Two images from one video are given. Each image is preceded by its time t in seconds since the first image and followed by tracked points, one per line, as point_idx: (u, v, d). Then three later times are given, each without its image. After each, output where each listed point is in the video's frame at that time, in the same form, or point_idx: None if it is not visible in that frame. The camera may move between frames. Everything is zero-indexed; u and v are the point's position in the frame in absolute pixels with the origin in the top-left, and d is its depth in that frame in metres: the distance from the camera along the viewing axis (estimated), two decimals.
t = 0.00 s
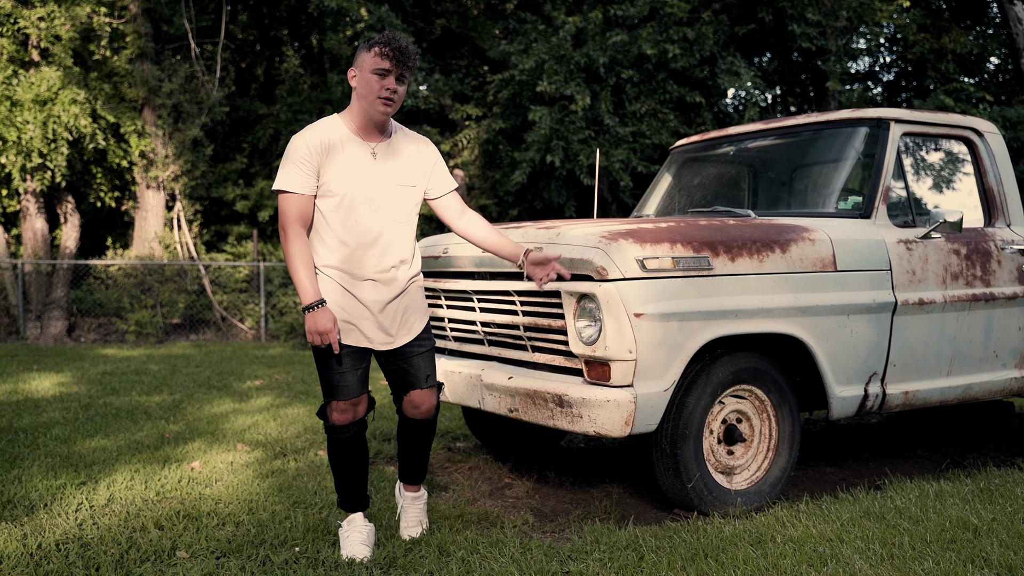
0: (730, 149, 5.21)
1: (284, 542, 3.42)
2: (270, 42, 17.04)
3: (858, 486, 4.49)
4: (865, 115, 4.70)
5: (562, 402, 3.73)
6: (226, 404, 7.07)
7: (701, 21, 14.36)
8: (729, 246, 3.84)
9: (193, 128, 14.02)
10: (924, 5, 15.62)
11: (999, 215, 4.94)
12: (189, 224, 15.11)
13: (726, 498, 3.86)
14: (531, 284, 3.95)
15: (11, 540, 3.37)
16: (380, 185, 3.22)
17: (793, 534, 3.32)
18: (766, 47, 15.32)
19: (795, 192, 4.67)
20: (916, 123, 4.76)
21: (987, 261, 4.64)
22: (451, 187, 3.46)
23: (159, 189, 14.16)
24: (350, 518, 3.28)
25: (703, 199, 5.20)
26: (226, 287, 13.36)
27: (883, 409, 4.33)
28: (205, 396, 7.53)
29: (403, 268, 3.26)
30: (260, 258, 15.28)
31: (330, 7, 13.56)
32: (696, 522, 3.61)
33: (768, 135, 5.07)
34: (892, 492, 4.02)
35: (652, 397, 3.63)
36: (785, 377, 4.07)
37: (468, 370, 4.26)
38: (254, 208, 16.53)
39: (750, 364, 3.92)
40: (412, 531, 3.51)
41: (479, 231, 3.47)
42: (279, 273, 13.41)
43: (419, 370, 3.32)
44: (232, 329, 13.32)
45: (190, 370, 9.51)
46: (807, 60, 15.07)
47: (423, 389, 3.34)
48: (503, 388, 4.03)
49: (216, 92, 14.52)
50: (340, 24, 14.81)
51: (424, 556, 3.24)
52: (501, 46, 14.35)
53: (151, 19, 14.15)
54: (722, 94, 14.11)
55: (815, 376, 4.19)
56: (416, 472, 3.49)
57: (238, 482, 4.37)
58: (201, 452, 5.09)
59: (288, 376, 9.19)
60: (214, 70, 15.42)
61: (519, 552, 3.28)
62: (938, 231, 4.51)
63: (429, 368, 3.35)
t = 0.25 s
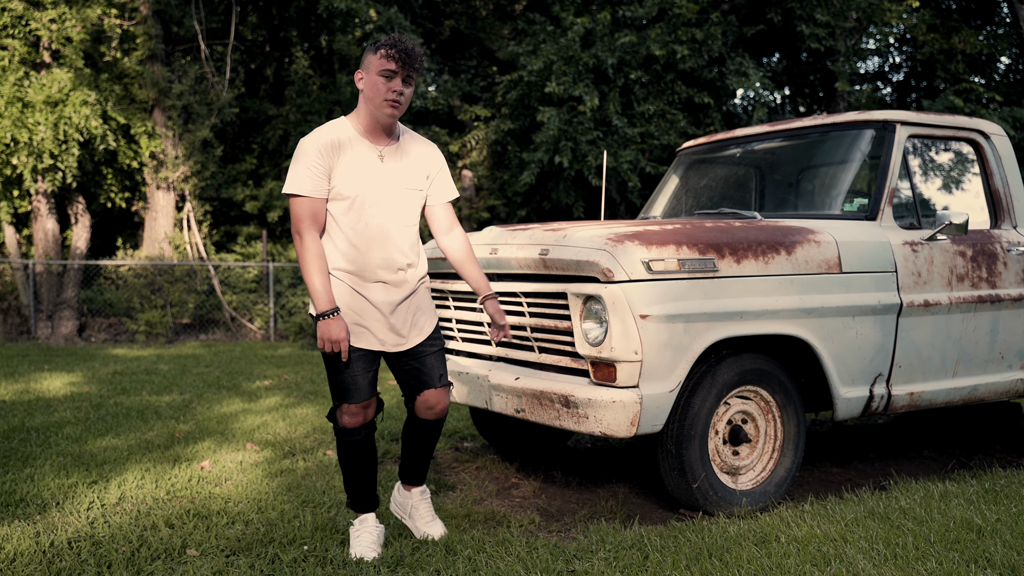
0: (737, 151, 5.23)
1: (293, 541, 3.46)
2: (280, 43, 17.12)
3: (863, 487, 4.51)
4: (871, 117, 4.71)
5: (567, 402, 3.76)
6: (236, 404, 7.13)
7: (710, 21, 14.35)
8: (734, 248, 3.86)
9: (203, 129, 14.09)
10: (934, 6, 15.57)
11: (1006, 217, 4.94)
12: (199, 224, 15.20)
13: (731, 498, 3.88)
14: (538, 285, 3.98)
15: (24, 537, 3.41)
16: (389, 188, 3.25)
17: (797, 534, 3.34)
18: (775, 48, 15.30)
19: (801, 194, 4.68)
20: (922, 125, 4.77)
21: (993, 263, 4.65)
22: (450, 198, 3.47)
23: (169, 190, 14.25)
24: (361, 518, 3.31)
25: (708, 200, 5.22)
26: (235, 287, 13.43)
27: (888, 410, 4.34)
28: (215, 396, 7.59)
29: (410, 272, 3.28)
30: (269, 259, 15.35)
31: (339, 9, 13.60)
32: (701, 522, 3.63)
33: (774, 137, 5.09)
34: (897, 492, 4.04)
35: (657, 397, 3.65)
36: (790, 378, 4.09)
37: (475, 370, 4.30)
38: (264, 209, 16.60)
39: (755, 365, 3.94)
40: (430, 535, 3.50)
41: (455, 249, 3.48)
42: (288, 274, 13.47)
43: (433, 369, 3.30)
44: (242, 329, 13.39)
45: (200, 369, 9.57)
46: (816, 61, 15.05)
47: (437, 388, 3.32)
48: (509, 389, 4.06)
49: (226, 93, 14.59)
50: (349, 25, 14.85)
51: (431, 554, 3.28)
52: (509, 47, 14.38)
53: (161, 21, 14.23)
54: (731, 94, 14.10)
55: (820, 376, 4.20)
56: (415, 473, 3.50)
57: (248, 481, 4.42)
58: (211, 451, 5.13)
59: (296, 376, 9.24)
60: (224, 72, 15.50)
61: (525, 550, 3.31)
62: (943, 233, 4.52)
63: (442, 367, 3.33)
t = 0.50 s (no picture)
0: (741, 154, 5.26)
1: (300, 540, 3.50)
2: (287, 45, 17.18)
3: (866, 487, 4.53)
4: (875, 120, 4.73)
5: (572, 403, 3.79)
6: (243, 404, 7.18)
7: (716, 23, 14.36)
8: (738, 251, 3.89)
9: (211, 130, 14.16)
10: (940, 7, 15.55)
11: (1009, 219, 4.96)
12: (206, 225, 15.27)
13: (735, 498, 3.91)
14: (544, 287, 4.01)
15: (36, 535, 3.46)
16: (403, 191, 3.25)
17: (800, 534, 3.37)
18: (781, 49, 15.29)
19: (805, 196, 4.70)
20: (926, 128, 4.79)
21: (996, 265, 4.67)
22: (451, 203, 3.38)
23: (176, 191, 14.32)
24: (369, 517, 3.37)
25: (713, 203, 5.24)
26: (242, 287, 13.50)
27: (891, 411, 4.36)
28: (222, 396, 7.63)
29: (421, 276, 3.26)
30: (275, 260, 15.41)
31: (346, 11, 13.65)
32: (704, 523, 3.66)
33: (778, 139, 5.11)
34: (900, 493, 4.06)
35: (661, 398, 3.68)
36: (794, 380, 4.12)
37: (481, 371, 4.33)
38: (270, 210, 16.68)
39: (759, 366, 3.96)
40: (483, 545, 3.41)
41: (436, 247, 3.29)
42: (294, 274, 13.53)
43: (446, 366, 3.30)
44: (248, 329, 13.45)
45: (207, 370, 9.63)
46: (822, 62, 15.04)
47: (451, 385, 3.32)
48: (515, 390, 4.09)
49: (234, 94, 14.66)
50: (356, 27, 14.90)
51: (437, 553, 3.32)
52: (515, 48, 14.41)
53: (169, 22, 14.31)
54: (737, 96, 14.10)
55: (823, 378, 4.23)
56: (445, 487, 3.45)
57: (255, 480, 4.46)
58: (219, 451, 5.18)
59: (303, 376, 9.29)
60: (231, 73, 15.56)
61: (530, 549, 3.35)
62: (946, 235, 4.54)
63: (454, 364, 3.34)
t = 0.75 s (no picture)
0: (743, 156, 5.29)
1: (306, 539, 3.54)
2: (291, 46, 17.22)
3: (866, 487, 4.57)
4: (876, 123, 4.76)
5: (575, 404, 3.82)
6: (247, 405, 7.22)
7: (719, 24, 14.38)
8: (739, 253, 3.92)
9: (215, 132, 14.22)
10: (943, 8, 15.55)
11: (1009, 222, 4.99)
12: (210, 226, 15.32)
13: (736, 498, 3.94)
14: (547, 289, 4.05)
15: (46, 534, 3.50)
16: (422, 197, 3.28)
17: (801, 534, 3.41)
18: (784, 50, 15.30)
19: (807, 198, 4.74)
20: (926, 131, 4.82)
21: (996, 267, 4.70)
22: (467, 210, 3.38)
23: (180, 192, 14.37)
24: (374, 517, 3.40)
25: (714, 204, 5.27)
26: (246, 288, 13.55)
27: (891, 411, 4.40)
28: (226, 396, 7.67)
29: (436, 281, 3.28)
30: (279, 261, 15.45)
31: (350, 12, 13.69)
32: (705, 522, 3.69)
33: (780, 142, 5.15)
34: (900, 493, 4.10)
35: (663, 399, 3.72)
36: (794, 381, 4.15)
37: (485, 372, 4.37)
38: (274, 211, 16.73)
39: (759, 367, 4.00)
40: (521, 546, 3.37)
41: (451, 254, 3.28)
42: (298, 275, 13.58)
43: (456, 370, 3.34)
44: (251, 330, 13.49)
45: (211, 370, 9.67)
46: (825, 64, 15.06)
47: (462, 387, 3.35)
48: (518, 390, 4.13)
49: (238, 95, 14.70)
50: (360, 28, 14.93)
51: (440, 553, 3.36)
52: (518, 50, 14.44)
53: (174, 24, 14.35)
54: (740, 97, 14.11)
55: (824, 379, 4.26)
56: (470, 496, 3.40)
57: (261, 480, 4.50)
58: (224, 451, 5.22)
59: (306, 377, 9.33)
60: (235, 75, 15.60)
61: (534, 548, 3.39)
62: (947, 237, 4.57)
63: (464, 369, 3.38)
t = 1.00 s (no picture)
0: (742, 158, 5.33)
1: (308, 538, 3.58)
2: (292, 48, 17.25)
3: (863, 487, 4.61)
4: (873, 126, 4.81)
5: (575, 404, 3.86)
6: (249, 405, 7.26)
7: (719, 25, 14.41)
8: (738, 255, 3.96)
9: (216, 133, 14.26)
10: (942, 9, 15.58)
11: (1005, 224, 5.03)
12: (211, 227, 15.36)
13: (734, 498, 3.98)
14: (547, 291, 4.10)
15: (53, 532, 3.55)
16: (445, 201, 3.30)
17: (797, 533, 3.45)
18: (784, 51, 15.33)
19: (805, 200, 4.78)
20: (923, 134, 4.86)
21: (992, 269, 4.74)
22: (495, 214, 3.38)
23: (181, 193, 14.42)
24: (377, 516, 3.46)
25: (713, 206, 5.32)
26: (246, 288, 13.59)
27: (888, 412, 4.44)
28: (228, 397, 7.71)
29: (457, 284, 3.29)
30: (280, 261, 15.48)
31: (351, 14, 13.74)
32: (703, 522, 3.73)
33: (779, 144, 5.19)
34: (896, 493, 4.14)
35: (662, 400, 3.76)
36: (792, 382, 4.19)
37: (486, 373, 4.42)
38: (275, 212, 16.78)
39: (757, 368, 4.04)
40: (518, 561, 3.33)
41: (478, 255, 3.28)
42: (298, 276, 13.62)
43: (473, 382, 3.36)
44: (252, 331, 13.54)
45: (212, 371, 9.70)
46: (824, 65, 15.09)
47: (473, 399, 3.36)
48: (518, 391, 4.17)
49: (239, 97, 14.75)
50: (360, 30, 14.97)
51: (441, 551, 3.41)
52: (519, 51, 14.48)
53: (175, 26, 14.40)
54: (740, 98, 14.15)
55: (821, 379, 4.30)
56: (477, 504, 3.44)
57: (264, 480, 4.54)
58: (227, 451, 5.27)
59: (308, 377, 9.37)
60: (237, 76, 15.64)
61: (534, 547, 3.43)
62: (944, 239, 4.62)
63: (480, 380, 3.39)
